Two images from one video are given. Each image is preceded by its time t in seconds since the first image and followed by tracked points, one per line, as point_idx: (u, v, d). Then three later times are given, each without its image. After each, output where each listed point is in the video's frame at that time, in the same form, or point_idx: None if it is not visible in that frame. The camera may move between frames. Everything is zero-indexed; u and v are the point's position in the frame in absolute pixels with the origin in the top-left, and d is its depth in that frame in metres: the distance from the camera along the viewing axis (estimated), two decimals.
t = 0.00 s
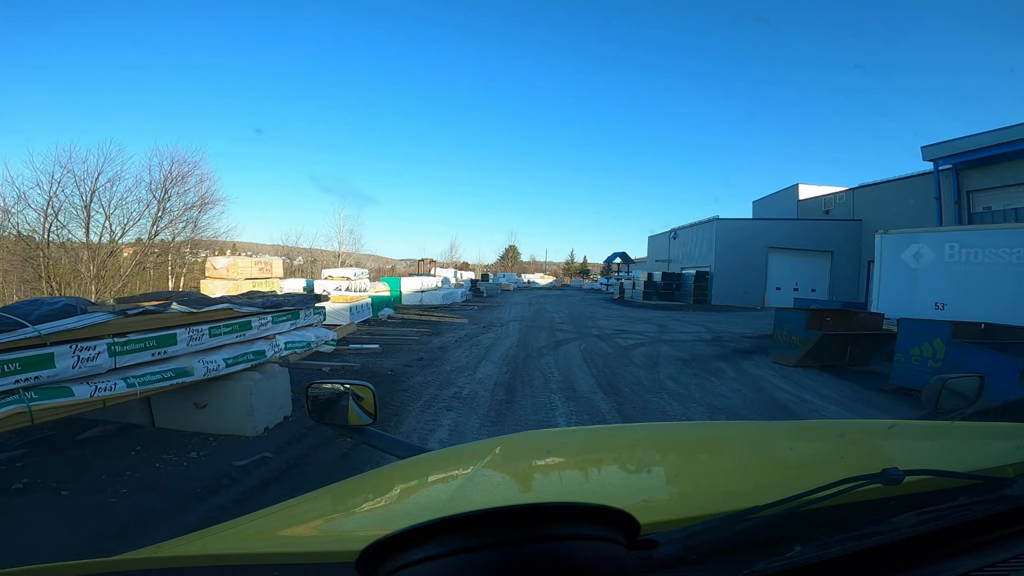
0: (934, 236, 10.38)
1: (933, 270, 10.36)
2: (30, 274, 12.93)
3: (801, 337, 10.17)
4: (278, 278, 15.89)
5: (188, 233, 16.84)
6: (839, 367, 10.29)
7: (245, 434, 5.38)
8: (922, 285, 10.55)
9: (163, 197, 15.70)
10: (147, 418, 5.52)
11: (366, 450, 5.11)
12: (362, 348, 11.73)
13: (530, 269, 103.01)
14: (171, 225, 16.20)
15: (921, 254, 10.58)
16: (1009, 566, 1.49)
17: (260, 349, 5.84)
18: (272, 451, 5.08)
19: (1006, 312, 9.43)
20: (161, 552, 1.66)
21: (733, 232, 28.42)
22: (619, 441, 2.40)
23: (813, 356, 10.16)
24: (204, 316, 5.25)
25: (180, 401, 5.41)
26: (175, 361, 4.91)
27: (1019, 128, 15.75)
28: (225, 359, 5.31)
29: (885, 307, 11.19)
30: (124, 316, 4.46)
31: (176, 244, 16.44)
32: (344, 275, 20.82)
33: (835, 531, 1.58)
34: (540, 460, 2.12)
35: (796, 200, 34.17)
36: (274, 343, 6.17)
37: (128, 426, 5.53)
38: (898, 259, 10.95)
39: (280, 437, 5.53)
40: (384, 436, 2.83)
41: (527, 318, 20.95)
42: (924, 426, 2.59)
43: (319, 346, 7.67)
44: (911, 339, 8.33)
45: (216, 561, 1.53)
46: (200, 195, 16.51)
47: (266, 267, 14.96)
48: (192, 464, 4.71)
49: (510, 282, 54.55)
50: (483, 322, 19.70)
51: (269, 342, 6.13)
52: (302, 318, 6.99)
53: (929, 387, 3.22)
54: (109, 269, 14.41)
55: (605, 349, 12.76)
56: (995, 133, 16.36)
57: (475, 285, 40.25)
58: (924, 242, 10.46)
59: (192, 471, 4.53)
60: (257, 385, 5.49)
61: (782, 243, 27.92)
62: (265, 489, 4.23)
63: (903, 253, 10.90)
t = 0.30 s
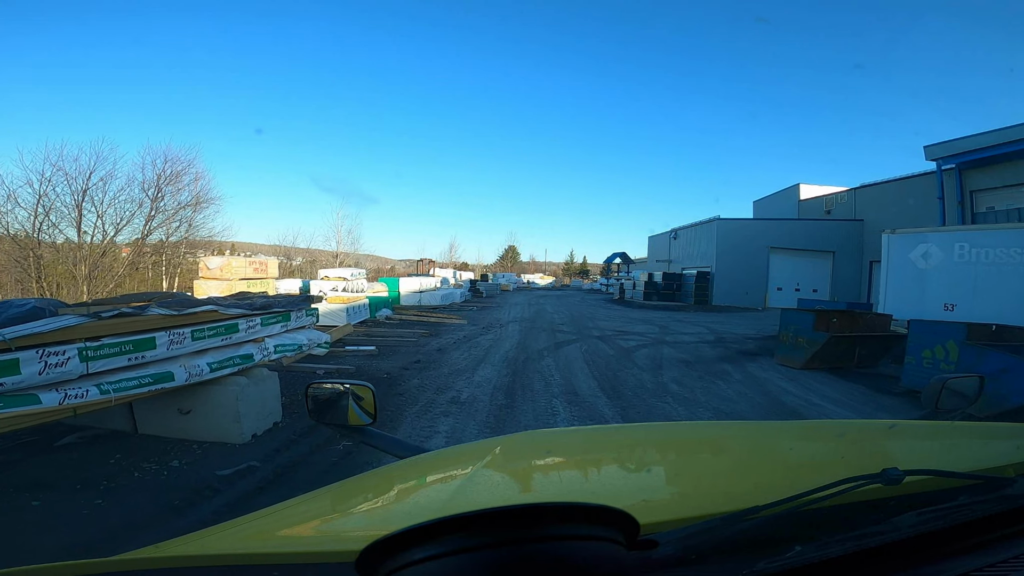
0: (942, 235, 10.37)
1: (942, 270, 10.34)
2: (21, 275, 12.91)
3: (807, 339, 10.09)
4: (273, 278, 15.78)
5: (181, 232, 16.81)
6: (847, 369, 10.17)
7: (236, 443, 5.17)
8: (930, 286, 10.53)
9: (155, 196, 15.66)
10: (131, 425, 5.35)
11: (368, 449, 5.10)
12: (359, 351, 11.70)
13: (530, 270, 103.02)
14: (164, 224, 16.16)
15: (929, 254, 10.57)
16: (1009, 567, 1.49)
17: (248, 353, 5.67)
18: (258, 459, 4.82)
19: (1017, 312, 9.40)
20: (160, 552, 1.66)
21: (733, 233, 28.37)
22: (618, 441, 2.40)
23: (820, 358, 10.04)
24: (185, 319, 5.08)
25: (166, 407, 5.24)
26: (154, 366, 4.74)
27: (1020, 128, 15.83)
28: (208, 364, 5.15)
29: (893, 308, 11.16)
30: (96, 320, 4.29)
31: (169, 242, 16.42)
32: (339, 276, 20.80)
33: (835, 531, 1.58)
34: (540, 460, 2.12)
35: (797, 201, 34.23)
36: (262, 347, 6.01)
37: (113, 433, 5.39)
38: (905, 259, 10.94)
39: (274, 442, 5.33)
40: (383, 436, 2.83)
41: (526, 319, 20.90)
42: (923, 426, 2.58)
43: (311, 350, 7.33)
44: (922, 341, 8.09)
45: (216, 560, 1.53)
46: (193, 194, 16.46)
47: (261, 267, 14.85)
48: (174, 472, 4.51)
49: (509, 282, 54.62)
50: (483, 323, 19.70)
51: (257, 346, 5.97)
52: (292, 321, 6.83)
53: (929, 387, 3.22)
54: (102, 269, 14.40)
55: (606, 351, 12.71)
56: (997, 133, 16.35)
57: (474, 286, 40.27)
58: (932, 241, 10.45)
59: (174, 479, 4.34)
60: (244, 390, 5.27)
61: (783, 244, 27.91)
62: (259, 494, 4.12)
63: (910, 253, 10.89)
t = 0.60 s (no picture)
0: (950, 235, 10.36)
1: (950, 269, 10.34)
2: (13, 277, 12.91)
3: (814, 340, 9.95)
4: (268, 279, 15.76)
5: (175, 231, 16.76)
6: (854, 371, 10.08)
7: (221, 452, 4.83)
8: (940, 285, 10.54)
9: (147, 196, 15.60)
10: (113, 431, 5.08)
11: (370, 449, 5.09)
12: (354, 353, 11.67)
13: (529, 270, 103.05)
14: (158, 224, 16.12)
15: (937, 253, 10.57)
16: (1009, 567, 1.49)
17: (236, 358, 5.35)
18: (244, 469, 4.52)
19: None
20: (158, 552, 1.66)
21: (733, 233, 28.35)
22: (618, 441, 2.40)
23: (826, 359, 9.89)
24: (168, 322, 4.76)
25: (148, 413, 4.94)
26: (132, 372, 4.44)
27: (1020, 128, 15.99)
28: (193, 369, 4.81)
29: (902, 307, 11.20)
30: (68, 324, 3.99)
31: (164, 242, 16.39)
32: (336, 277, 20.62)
33: (835, 531, 1.58)
34: (539, 459, 2.12)
35: (797, 201, 34.34)
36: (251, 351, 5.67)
37: (93, 439, 5.10)
38: (913, 258, 10.96)
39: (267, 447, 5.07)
40: (382, 436, 2.83)
41: (525, 320, 20.84)
42: (922, 426, 2.58)
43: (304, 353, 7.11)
44: (932, 344, 8.00)
45: (214, 561, 1.52)
46: (186, 193, 16.41)
47: (256, 268, 14.85)
48: (156, 481, 4.23)
49: (508, 283, 54.67)
50: (482, 324, 19.70)
51: (246, 349, 5.63)
52: (283, 324, 6.58)
53: (929, 388, 3.22)
54: (95, 270, 14.37)
55: (607, 354, 12.66)
56: (995, 133, 16.60)
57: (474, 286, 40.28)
58: (940, 241, 10.45)
59: (161, 489, 4.06)
60: (230, 397, 4.94)
61: (784, 244, 27.92)
62: (256, 497, 3.97)
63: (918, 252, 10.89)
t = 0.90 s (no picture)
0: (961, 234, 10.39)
1: (960, 270, 10.34)
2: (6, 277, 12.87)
3: (822, 343, 9.94)
4: (265, 279, 15.77)
5: (170, 231, 16.74)
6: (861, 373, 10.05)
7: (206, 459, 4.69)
8: (949, 285, 10.52)
9: (142, 196, 15.59)
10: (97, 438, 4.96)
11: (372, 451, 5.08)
12: (352, 355, 11.66)
13: (530, 271, 103.06)
14: (152, 224, 16.10)
15: (947, 253, 10.59)
16: (1008, 567, 1.50)
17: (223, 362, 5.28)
18: (232, 478, 4.37)
19: None
20: (159, 553, 1.66)
21: (734, 233, 28.33)
22: (619, 441, 2.40)
23: (836, 362, 9.87)
24: (148, 326, 4.68)
25: (131, 419, 4.82)
26: (112, 377, 4.35)
27: None
28: (177, 373, 4.74)
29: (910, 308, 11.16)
30: (40, 326, 3.89)
31: (159, 242, 16.38)
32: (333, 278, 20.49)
33: (835, 531, 1.58)
34: (540, 459, 2.12)
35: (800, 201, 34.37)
36: (241, 355, 5.62)
37: (78, 446, 4.99)
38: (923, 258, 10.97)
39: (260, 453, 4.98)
40: (383, 436, 2.83)
41: (527, 321, 20.81)
42: (923, 426, 2.58)
43: (297, 355, 7.06)
44: (945, 346, 7.86)
45: (215, 561, 1.53)
46: (182, 194, 16.40)
47: (252, 268, 14.85)
48: (137, 491, 4.11)
49: (508, 283, 54.68)
50: (483, 325, 19.69)
51: (235, 353, 5.57)
52: (276, 326, 6.48)
53: (930, 388, 3.23)
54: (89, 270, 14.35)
55: (609, 356, 12.62)
56: (999, 133, 16.61)
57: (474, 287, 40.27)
58: (951, 241, 10.48)
59: (141, 502, 3.91)
60: (217, 403, 4.79)
61: (786, 244, 27.91)
62: (246, 506, 3.86)
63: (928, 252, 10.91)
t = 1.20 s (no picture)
0: (971, 234, 10.37)
1: (970, 270, 10.34)
2: None
3: (831, 344, 9.93)
4: (261, 280, 15.82)
5: (165, 232, 16.70)
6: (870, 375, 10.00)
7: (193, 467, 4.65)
8: (959, 286, 10.50)
9: (136, 196, 15.55)
10: (78, 444, 4.93)
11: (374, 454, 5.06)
12: (349, 358, 11.67)
13: (530, 271, 103.08)
14: (147, 224, 16.05)
15: (956, 253, 10.58)
16: (1009, 566, 1.49)
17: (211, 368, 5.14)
18: (217, 489, 4.27)
19: None
20: (160, 553, 1.66)
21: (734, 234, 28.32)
22: (619, 441, 2.40)
23: (844, 363, 9.86)
24: (128, 329, 4.51)
25: (114, 426, 4.78)
26: (88, 383, 4.18)
27: None
28: (159, 380, 4.61)
29: (919, 309, 11.14)
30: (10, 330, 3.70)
31: (154, 243, 16.33)
32: (331, 279, 20.51)
33: (835, 531, 1.58)
34: (540, 459, 2.12)
35: (801, 201, 34.40)
36: (230, 359, 5.49)
37: (59, 452, 4.95)
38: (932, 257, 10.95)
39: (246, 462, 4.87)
40: (381, 435, 2.83)
41: (528, 322, 20.79)
42: (922, 425, 2.58)
43: (291, 359, 6.92)
44: (959, 348, 7.73)
45: (215, 561, 1.53)
46: (177, 195, 16.37)
47: (248, 268, 14.84)
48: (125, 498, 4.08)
49: (508, 283, 54.62)
50: (483, 326, 19.69)
51: (224, 357, 5.45)
52: (268, 328, 6.37)
53: (929, 388, 3.23)
54: (82, 270, 14.28)
55: (613, 358, 12.60)
56: (998, 133, 16.75)
57: (474, 287, 40.25)
58: (961, 241, 10.47)
59: (121, 512, 3.83)
60: (203, 409, 4.73)
61: (787, 245, 27.90)
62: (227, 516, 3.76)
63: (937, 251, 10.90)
